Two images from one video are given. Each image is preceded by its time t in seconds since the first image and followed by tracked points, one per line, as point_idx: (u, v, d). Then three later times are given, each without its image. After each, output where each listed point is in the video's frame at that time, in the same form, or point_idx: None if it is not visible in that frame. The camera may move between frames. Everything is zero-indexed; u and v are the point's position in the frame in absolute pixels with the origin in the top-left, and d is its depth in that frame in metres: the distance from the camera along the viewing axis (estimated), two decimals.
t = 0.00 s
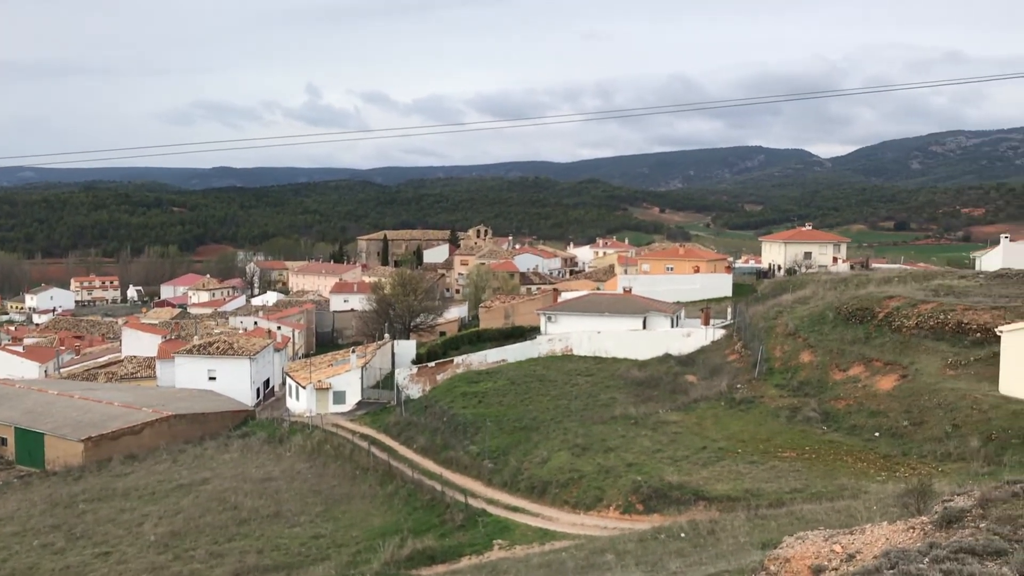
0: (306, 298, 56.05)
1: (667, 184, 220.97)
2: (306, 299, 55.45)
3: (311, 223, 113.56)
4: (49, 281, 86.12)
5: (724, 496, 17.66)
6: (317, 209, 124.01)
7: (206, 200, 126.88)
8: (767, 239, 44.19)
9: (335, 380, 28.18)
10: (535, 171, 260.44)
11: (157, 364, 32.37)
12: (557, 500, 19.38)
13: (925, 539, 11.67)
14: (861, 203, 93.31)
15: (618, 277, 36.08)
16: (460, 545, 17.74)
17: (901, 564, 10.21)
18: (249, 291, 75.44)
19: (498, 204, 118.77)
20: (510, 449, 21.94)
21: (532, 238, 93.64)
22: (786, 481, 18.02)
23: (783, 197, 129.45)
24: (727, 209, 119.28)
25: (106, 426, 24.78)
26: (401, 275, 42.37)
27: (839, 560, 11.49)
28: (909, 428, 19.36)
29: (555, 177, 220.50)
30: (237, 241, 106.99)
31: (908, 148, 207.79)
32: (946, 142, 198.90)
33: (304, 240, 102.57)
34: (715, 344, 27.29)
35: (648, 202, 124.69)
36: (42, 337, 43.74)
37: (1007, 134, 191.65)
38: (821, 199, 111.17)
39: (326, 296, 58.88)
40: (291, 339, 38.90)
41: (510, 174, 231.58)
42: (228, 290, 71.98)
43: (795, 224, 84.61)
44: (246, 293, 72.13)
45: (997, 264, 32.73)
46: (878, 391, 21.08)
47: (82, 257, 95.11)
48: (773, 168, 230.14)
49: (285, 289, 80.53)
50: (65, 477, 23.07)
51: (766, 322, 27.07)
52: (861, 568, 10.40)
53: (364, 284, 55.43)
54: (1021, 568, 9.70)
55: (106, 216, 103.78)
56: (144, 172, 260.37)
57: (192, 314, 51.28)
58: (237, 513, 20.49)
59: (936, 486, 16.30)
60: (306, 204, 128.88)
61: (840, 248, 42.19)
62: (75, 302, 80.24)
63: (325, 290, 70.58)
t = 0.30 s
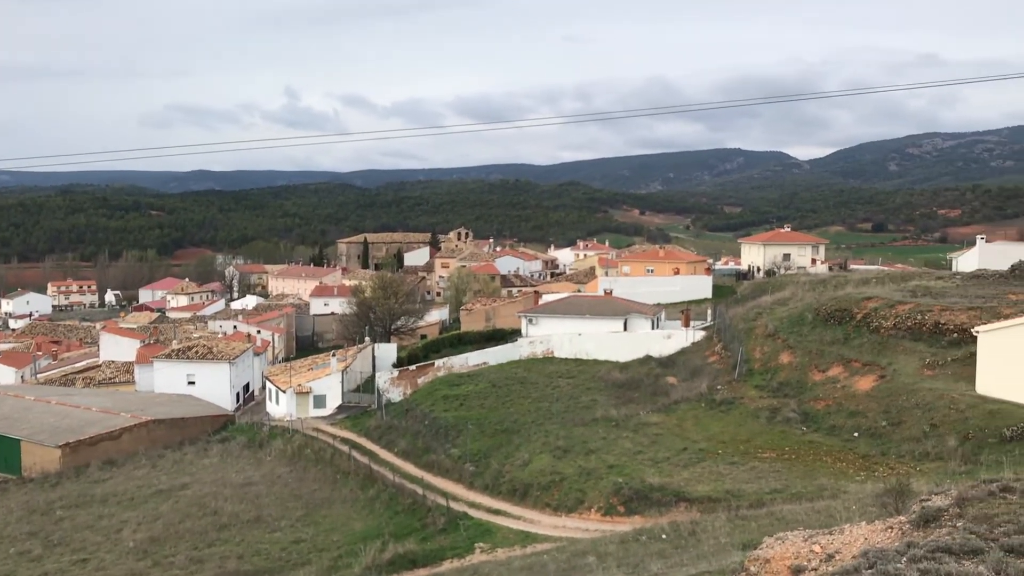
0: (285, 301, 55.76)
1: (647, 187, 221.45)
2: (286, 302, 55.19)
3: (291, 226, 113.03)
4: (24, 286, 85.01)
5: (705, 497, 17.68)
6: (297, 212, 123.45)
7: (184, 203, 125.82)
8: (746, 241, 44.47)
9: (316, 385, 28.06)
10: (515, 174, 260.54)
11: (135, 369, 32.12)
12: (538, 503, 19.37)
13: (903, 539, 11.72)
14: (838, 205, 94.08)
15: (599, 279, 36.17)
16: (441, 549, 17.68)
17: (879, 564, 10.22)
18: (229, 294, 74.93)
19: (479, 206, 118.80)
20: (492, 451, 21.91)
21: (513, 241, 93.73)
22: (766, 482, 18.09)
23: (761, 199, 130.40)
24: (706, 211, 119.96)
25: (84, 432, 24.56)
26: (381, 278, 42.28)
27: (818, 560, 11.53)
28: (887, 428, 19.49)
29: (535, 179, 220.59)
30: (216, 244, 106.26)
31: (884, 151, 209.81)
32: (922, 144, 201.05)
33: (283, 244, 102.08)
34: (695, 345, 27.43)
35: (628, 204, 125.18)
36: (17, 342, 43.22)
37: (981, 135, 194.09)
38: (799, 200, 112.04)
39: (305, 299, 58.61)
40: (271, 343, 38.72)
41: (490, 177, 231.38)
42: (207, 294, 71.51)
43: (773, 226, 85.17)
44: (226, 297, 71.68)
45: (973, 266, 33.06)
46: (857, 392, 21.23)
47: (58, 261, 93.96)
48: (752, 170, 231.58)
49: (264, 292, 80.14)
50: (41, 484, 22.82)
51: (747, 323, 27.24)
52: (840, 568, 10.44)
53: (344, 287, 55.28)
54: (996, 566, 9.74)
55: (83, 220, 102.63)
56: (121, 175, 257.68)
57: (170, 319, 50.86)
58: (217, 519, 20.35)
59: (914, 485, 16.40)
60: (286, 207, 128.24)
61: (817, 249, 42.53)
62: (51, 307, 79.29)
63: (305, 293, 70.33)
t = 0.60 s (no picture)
0: (265, 306, 55.50)
1: (627, 189, 222.02)
2: (265, 306, 54.94)
3: (271, 230, 112.48)
4: None
5: (686, 498, 17.70)
6: (276, 215, 122.92)
7: (163, 207, 124.77)
8: (725, 243, 44.71)
9: (296, 389, 27.95)
10: (496, 176, 260.55)
11: (113, 374, 31.88)
12: (520, 505, 19.34)
13: (882, 538, 11.77)
14: (816, 207, 94.84)
15: (580, 282, 36.28)
16: (423, 553, 17.61)
17: (858, 564, 10.24)
18: (208, 299, 74.49)
19: (459, 209, 118.75)
20: (473, 455, 21.87)
21: (494, 244, 93.76)
22: (747, 482, 18.13)
23: (741, 201, 131.22)
24: (686, 214, 120.58)
25: (62, 438, 24.35)
26: (361, 281, 42.20)
27: (798, 560, 11.58)
28: (866, 428, 19.62)
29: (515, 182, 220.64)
30: (195, 248, 105.53)
31: (862, 153, 211.70)
32: (899, 147, 203.13)
33: (263, 247, 101.57)
34: (676, 347, 27.57)
35: (608, 207, 125.55)
36: None
37: (957, 138, 196.39)
38: (778, 202, 112.86)
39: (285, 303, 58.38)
40: (250, 347, 38.56)
41: (470, 180, 231.08)
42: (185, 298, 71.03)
43: (751, 228, 85.64)
44: (205, 301, 71.23)
45: (950, 267, 33.33)
46: (836, 392, 21.38)
47: (35, 266, 92.81)
48: (731, 173, 232.73)
49: (243, 296, 79.79)
50: (18, 490, 22.57)
51: (726, 326, 27.41)
52: (819, 568, 10.46)
53: (324, 291, 55.15)
54: (973, 564, 9.75)
55: (60, 224, 101.47)
56: (97, 179, 255.10)
57: (147, 323, 50.44)
58: (197, 524, 20.21)
59: (893, 485, 16.48)
60: (265, 210, 127.54)
61: (796, 251, 42.84)
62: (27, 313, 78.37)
63: (285, 297, 70.10)
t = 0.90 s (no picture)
0: (243, 309, 55.22)
1: (607, 191, 222.42)
2: (244, 310, 54.68)
3: (250, 232, 111.76)
4: None
5: (667, 499, 17.72)
6: (256, 217, 122.19)
7: (140, 210, 123.50)
8: (704, 245, 44.99)
9: (275, 392, 27.84)
10: (476, 178, 260.39)
11: (90, 379, 31.62)
12: (501, 507, 19.31)
13: (859, 537, 11.79)
14: (794, 208, 95.55)
15: (560, 284, 36.36)
16: (404, 556, 17.54)
17: (835, 563, 10.21)
18: (186, 303, 74.00)
19: (439, 211, 118.68)
20: (454, 457, 21.85)
21: (474, 246, 93.80)
22: (727, 483, 18.17)
23: (720, 202, 132.00)
24: (665, 215, 121.16)
25: (38, 444, 24.12)
26: (341, 284, 42.10)
27: (777, 560, 11.62)
28: (844, 428, 19.75)
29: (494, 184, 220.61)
30: (173, 251, 104.55)
31: (840, 154, 213.40)
32: (876, 148, 205.00)
33: (242, 250, 100.94)
34: (656, 348, 27.73)
35: (588, 208, 125.83)
36: None
37: (932, 139, 198.56)
38: (756, 203, 113.68)
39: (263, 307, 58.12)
40: (229, 350, 38.41)
41: (450, 182, 230.58)
42: (164, 302, 70.49)
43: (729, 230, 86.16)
44: (182, 305, 70.73)
45: (926, 267, 33.62)
46: (814, 392, 21.52)
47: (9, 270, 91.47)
48: (710, 174, 233.97)
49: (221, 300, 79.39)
50: None
51: (705, 327, 27.57)
52: (796, 568, 10.45)
53: (303, 294, 55.00)
54: (948, 562, 9.72)
55: (35, 227, 100.00)
56: (72, 183, 252.20)
57: (124, 327, 50.00)
58: (175, 530, 20.06)
59: (871, 484, 16.57)
60: (244, 212, 126.72)
61: (774, 252, 43.15)
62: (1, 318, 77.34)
63: (264, 300, 69.88)
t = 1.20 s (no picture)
0: (221, 312, 54.92)
1: (587, 194, 222.66)
2: (221, 313, 54.36)
3: (227, 235, 110.84)
4: None
5: (646, 499, 17.73)
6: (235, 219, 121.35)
7: (117, 212, 122.17)
8: (683, 246, 45.23)
9: (253, 396, 27.69)
10: (456, 181, 260.01)
11: (66, 384, 31.32)
12: (481, 510, 19.26)
13: (835, 537, 11.79)
14: (772, 209, 96.12)
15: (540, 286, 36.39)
16: (383, 560, 17.47)
17: (811, 563, 10.14)
18: (163, 306, 73.54)
19: (419, 214, 118.55)
20: (434, 460, 21.79)
21: (453, 248, 93.81)
22: (706, 483, 18.18)
23: (698, 204, 132.72)
24: (644, 217, 121.67)
25: (13, 449, 23.86)
26: (320, 286, 42.00)
27: (754, 560, 11.63)
28: (823, 428, 19.87)
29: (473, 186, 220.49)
30: (150, 254, 103.14)
31: (818, 155, 215.16)
32: (852, 150, 206.73)
33: (220, 253, 100.28)
34: (636, 349, 27.87)
35: (567, 210, 126.00)
36: None
37: (907, 141, 200.45)
38: (734, 205, 114.42)
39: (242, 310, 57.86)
40: (207, 354, 38.20)
41: (429, 184, 229.96)
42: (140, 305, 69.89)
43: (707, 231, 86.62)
44: (160, 308, 70.23)
45: (902, 268, 33.93)
46: (792, 393, 21.65)
47: None
48: (689, 175, 235.12)
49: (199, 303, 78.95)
50: None
51: (684, 328, 27.73)
52: (774, 568, 10.38)
53: (282, 296, 54.84)
54: (924, 560, 9.66)
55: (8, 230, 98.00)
56: (45, 185, 248.94)
57: (100, 331, 49.53)
58: (153, 535, 19.91)
59: (849, 484, 16.64)
60: (223, 214, 125.79)
61: (752, 253, 43.43)
62: None
63: (242, 303, 69.60)
